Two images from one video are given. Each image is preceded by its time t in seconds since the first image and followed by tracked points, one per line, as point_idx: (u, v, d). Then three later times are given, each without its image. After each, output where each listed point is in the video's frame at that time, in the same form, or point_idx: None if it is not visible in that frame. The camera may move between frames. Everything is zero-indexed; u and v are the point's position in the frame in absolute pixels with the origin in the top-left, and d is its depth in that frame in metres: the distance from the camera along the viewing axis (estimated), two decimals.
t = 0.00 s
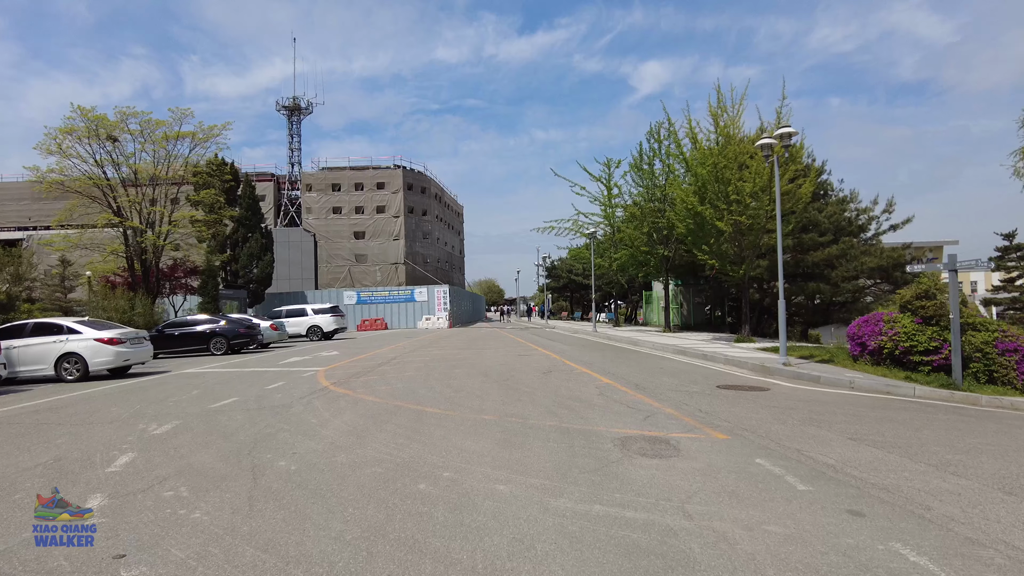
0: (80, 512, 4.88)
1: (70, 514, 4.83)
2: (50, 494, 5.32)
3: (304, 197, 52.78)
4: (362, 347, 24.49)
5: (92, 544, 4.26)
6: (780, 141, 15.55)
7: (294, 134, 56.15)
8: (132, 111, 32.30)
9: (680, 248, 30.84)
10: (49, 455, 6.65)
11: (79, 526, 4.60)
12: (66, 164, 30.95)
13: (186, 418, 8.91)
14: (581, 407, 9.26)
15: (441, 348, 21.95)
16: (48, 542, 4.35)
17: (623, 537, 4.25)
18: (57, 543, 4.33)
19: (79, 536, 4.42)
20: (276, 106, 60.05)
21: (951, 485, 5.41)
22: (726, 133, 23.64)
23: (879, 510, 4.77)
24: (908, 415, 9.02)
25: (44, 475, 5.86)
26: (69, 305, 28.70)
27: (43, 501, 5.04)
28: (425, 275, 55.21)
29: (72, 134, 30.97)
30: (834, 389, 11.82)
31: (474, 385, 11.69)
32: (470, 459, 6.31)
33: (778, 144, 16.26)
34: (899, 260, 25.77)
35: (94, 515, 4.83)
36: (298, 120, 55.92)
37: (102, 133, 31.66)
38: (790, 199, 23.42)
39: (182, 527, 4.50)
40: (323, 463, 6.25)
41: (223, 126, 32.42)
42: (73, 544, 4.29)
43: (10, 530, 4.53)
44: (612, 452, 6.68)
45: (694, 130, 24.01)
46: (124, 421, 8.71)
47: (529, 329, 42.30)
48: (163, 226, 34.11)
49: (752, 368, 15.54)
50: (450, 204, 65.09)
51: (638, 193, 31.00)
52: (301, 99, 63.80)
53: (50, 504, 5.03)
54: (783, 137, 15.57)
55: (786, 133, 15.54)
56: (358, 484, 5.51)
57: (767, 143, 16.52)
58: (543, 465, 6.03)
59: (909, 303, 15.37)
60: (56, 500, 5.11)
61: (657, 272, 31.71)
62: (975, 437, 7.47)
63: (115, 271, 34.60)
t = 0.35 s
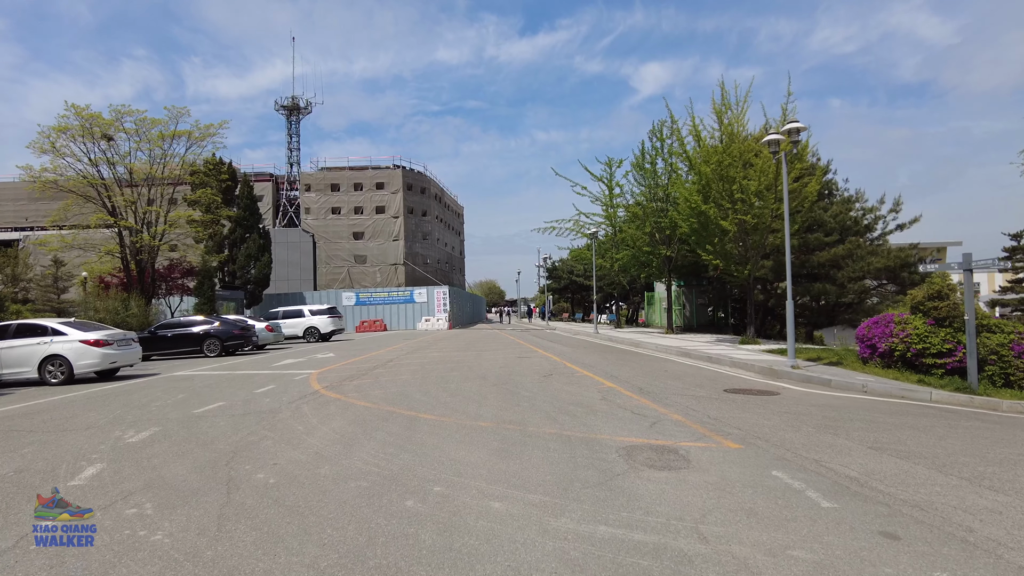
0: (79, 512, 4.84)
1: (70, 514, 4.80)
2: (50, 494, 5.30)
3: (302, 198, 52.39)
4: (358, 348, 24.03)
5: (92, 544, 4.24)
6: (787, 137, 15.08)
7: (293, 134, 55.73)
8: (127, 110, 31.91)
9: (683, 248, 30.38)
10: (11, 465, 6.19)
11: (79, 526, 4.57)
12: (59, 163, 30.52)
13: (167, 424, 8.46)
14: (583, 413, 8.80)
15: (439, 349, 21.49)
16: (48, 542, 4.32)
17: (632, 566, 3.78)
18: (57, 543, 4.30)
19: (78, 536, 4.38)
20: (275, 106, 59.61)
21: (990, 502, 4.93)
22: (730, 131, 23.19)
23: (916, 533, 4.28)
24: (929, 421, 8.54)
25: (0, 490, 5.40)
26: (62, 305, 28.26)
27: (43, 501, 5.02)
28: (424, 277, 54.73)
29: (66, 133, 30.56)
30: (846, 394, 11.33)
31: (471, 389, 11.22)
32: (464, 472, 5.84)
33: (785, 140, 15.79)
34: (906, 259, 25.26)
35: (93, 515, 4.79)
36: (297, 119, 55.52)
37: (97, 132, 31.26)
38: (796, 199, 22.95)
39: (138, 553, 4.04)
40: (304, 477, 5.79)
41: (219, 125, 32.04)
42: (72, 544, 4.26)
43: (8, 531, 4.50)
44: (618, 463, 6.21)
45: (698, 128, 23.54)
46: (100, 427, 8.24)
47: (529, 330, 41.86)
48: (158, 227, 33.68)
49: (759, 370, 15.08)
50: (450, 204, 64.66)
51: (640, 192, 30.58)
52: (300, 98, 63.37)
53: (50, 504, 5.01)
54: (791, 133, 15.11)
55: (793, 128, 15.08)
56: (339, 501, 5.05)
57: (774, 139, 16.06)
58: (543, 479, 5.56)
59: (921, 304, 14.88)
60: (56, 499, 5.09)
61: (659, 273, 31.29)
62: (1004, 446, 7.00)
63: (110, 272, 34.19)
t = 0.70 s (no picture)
0: (80, 512, 4.96)
1: (70, 514, 4.90)
2: (50, 493, 5.41)
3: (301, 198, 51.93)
4: (354, 351, 23.55)
5: (93, 544, 4.33)
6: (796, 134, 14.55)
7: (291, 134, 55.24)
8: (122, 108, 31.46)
9: (686, 249, 29.88)
10: None
11: (79, 526, 4.67)
12: (52, 162, 30.03)
13: (144, 433, 7.98)
14: (586, 423, 8.31)
15: (436, 353, 20.97)
16: (48, 542, 4.41)
17: None
18: (57, 543, 4.38)
19: (78, 536, 4.47)
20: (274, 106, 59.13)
21: None
22: (735, 130, 22.72)
23: (964, 571, 3.78)
24: (954, 433, 8.03)
25: None
26: (54, 306, 27.76)
27: (43, 501, 5.11)
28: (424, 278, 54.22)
29: (59, 132, 30.06)
30: (860, 401, 10.82)
31: (468, 396, 10.73)
32: (456, 492, 5.35)
33: (794, 138, 15.29)
34: (914, 261, 24.72)
35: (94, 515, 4.90)
36: (296, 119, 55.07)
37: (91, 130, 30.79)
38: (803, 199, 22.39)
39: None
40: (282, 498, 5.30)
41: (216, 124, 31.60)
42: (73, 544, 4.35)
43: (12, 530, 4.60)
44: (624, 482, 5.71)
45: (702, 127, 23.06)
46: (73, 437, 7.76)
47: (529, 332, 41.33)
48: (153, 226, 33.18)
49: (767, 376, 14.59)
50: (450, 205, 64.15)
51: (642, 193, 30.11)
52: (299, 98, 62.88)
53: (50, 504, 5.10)
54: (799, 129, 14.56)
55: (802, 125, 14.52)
56: (317, 528, 4.56)
57: (782, 137, 15.57)
58: (542, 502, 5.06)
59: (934, 308, 14.37)
60: (56, 500, 5.19)
61: (662, 274, 30.78)
62: None
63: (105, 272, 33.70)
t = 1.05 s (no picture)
0: (80, 512, 4.98)
1: (70, 514, 4.92)
2: (51, 494, 5.42)
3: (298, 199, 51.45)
4: (349, 353, 23.05)
5: (92, 544, 4.33)
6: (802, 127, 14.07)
7: (288, 135, 54.78)
8: (114, 108, 30.99)
9: (687, 248, 29.43)
10: None
11: (79, 526, 4.69)
12: (43, 162, 29.55)
13: (112, 442, 7.48)
14: (584, 430, 7.80)
15: (433, 355, 20.44)
16: (49, 542, 4.42)
17: None
18: (57, 543, 4.40)
19: (78, 536, 4.49)
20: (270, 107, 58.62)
21: None
22: (737, 126, 22.29)
23: None
24: (978, 440, 7.51)
25: None
26: (44, 309, 27.25)
27: (43, 501, 5.13)
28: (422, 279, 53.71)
29: (50, 131, 29.59)
30: (873, 405, 10.30)
31: (462, 401, 10.23)
32: (441, 512, 4.84)
33: (799, 132, 14.80)
34: (921, 261, 24.23)
35: (94, 515, 4.91)
36: (292, 119, 54.61)
37: (83, 130, 30.33)
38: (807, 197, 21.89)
39: None
40: (248, 517, 4.80)
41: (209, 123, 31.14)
42: (73, 544, 4.36)
43: (13, 529, 4.61)
44: (626, 498, 5.19)
45: (704, 123, 22.61)
46: (36, 447, 7.26)
47: (528, 333, 40.85)
48: (146, 227, 32.67)
49: (773, 379, 14.08)
50: (449, 206, 63.64)
51: (643, 192, 29.65)
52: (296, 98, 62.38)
53: (50, 504, 5.12)
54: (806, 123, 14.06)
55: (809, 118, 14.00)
56: (280, 555, 4.05)
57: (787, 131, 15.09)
58: (536, 522, 4.56)
59: (946, 307, 13.87)
60: (56, 500, 5.22)
61: (663, 275, 30.30)
62: None
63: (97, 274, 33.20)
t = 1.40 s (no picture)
0: (80, 512, 4.93)
1: (71, 514, 4.87)
2: (52, 493, 5.40)
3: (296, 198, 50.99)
4: (345, 355, 22.59)
5: (92, 544, 4.29)
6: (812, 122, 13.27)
7: (286, 134, 54.33)
8: (109, 105, 30.53)
9: (690, 248, 28.94)
10: None
11: (79, 526, 4.64)
12: (35, 160, 29.07)
13: (84, 450, 7.01)
14: (587, 437, 7.34)
15: (430, 356, 19.96)
16: (49, 542, 4.39)
17: None
18: (57, 543, 4.37)
19: (79, 536, 4.45)
20: (269, 106, 58.15)
21: None
22: (742, 123, 21.80)
23: None
24: (1008, 447, 7.02)
25: None
26: (35, 309, 26.74)
27: (44, 502, 5.11)
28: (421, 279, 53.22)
29: (43, 129, 29.12)
30: (888, 410, 9.81)
31: (458, 406, 9.76)
32: (430, 532, 4.36)
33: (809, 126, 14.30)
34: (929, 260, 23.65)
35: (94, 515, 4.86)
36: (291, 118, 54.20)
37: (77, 128, 29.86)
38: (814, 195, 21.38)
39: None
40: (216, 537, 4.33)
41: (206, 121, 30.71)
42: (73, 544, 4.32)
43: (13, 528, 4.60)
44: (635, 516, 4.72)
45: (708, 120, 22.14)
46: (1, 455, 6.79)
47: (527, 334, 40.37)
48: (140, 227, 32.19)
49: (782, 382, 13.59)
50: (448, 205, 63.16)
51: (645, 191, 29.18)
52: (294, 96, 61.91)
53: (51, 505, 5.10)
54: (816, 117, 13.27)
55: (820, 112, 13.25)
56: None
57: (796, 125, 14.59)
58: (536, 545, 4.08)
59: (960, 307, 13.37)
60: (57, 501, 5.18)
61: (665, 274, 29.83)
62: None
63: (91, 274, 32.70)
